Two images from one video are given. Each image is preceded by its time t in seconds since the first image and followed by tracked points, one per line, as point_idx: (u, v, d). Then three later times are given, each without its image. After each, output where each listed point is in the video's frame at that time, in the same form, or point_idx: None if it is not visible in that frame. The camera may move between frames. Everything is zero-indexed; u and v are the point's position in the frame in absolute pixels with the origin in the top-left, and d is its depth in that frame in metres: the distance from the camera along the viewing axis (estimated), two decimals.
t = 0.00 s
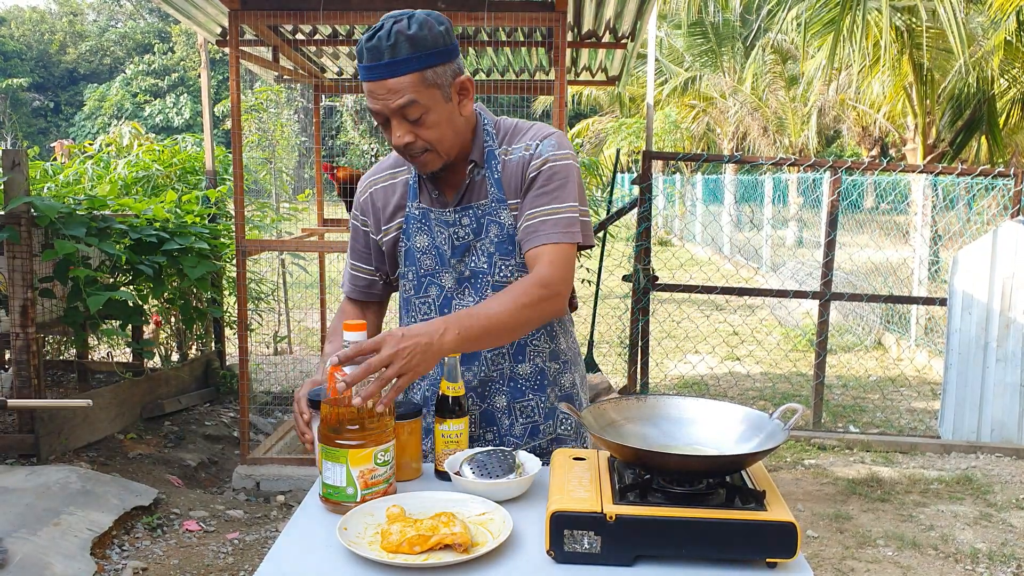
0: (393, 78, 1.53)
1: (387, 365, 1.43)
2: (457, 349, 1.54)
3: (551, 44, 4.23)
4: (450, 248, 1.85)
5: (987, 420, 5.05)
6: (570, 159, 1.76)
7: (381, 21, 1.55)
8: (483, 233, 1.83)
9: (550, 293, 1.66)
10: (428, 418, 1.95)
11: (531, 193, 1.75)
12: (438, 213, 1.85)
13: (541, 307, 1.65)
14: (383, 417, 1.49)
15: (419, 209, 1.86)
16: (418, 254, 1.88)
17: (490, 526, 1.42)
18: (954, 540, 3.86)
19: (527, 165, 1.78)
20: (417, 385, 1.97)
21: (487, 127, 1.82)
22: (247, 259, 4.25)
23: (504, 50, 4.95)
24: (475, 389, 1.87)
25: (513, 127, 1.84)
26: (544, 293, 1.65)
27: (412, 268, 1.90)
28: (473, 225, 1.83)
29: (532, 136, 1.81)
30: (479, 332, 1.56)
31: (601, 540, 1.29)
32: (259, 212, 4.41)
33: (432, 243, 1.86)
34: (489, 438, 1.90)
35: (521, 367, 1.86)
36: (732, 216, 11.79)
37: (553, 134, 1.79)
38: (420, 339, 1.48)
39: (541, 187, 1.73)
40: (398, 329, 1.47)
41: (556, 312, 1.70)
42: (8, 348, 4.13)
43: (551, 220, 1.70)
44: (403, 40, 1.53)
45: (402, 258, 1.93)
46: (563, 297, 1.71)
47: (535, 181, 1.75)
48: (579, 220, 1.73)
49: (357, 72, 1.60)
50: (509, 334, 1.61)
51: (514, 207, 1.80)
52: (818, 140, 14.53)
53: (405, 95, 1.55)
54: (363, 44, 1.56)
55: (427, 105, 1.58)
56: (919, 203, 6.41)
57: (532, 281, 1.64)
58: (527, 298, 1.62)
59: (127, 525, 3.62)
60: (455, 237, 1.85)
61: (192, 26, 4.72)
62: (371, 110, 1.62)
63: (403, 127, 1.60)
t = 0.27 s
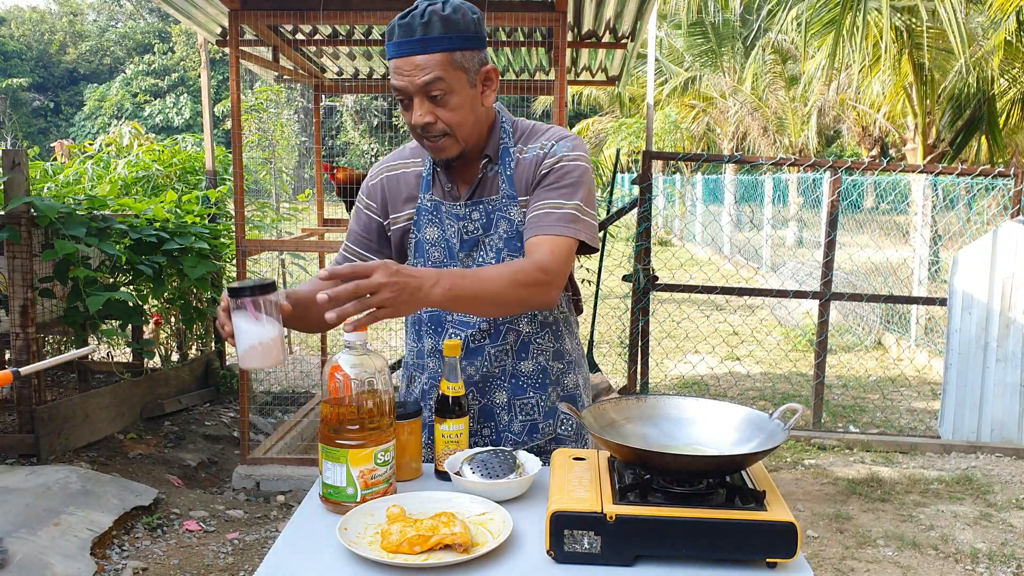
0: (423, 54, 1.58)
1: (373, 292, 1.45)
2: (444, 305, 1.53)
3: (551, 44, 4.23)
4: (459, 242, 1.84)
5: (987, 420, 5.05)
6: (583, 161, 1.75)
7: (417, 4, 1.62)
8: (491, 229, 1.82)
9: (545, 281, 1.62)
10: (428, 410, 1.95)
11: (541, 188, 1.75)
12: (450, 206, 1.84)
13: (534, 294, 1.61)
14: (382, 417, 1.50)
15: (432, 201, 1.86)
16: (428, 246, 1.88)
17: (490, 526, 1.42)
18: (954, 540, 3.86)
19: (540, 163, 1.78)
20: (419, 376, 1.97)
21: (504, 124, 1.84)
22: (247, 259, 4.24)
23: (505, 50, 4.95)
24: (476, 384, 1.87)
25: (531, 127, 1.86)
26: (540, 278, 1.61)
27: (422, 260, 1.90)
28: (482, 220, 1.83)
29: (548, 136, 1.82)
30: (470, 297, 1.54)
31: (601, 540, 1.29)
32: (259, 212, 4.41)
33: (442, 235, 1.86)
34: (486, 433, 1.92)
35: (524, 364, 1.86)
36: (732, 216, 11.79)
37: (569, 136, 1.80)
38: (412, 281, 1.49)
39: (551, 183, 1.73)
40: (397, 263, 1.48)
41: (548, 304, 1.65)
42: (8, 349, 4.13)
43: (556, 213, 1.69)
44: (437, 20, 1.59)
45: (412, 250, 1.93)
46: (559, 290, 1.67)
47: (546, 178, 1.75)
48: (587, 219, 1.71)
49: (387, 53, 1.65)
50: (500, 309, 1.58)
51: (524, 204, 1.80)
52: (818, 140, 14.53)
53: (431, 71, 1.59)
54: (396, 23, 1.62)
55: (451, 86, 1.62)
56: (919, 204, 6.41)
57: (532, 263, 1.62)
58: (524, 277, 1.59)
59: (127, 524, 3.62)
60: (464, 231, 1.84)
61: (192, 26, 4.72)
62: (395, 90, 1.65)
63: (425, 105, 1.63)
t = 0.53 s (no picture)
0: (423, 46, 1.59)
1: (285, 278, 1.45)
2: (370, 292, 1.52)
3: (551, 44, 4.24)
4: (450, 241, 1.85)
5: (987, 420, 5.05)
6: (568, 160, 1.73)
7: None
8: (482, 228, 1.83)
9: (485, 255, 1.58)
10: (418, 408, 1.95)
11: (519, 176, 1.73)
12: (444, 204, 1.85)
13: (472, 270, 1.57)
14: (382, 417, 1.50)
15: (429, 199, 1.87)
16: (423, 242, 1.89)
17: (490, 526, 1.42)
18: (954, 540, 3.86)
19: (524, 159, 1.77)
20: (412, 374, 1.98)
21: (502, 125, 1.83)
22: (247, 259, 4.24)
23: (505, 50, 4.95)
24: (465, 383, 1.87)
25: (527, 128, 1.84)
26: (478, 254, 1.57)
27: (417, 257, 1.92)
28: (472, 220, 1.83)
29: (540, 137, 1.80)
30: (399, 279, 1.53)
31: (601, 540, 1.29)
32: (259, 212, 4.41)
33: (436, 234, 1.87)
34: (477, 433, 1.92)
35: (513, 364, 1.86)
36: (732, 216, 11.78)
37: (559, 138, 1.78)
38: (330, 268, 1.49)
39: (530, 172, 1.71)
40: (314, 248, 1.48)
41: (492, 281, 1.61)
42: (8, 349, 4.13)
43: (522, 196, 1.66)
44: (440, 12, 1.60)
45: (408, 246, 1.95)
46: (505, 267, 1.62)
47: (526, 169, 1.73)
48: (550, 207, 1.66)
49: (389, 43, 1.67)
50: (437, 289, 1.57)
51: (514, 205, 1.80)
52: (818, 139, 14.53)
53: (431, 62, 1.59)
54: (400, 14, 1.63)
55: (449, 77, 1.62)
56: (919, 204, 6.42)
57: (468, 239, 1.58)
58: (458, 253, 1.56)
59: (127, 524, 3.62)
60: (453, 231, 1.84)
61: (192, 26, 4.72)
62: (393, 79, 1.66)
63: (423, 96, 1.63)
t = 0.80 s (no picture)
0: (417, 38, 1.61)
1: (305, 296, 1.47)
2: (386, 307, 1.53)
3: (551, 44, 4.24)
4: (447, 244, 1.84)
5: (987, 420, 5.04)
6: (569, 162, 1.73)
7: None
8: (479, 230, 1.82)
9: (499, 266, 1.59)
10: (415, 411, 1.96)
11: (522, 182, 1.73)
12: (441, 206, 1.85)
13: (485, 281, 1.58)
14: (383, 417, 1.50)
15: (426, 201, 1.87)
16: (421, 244, 1.89)
17: (490, 526, 1.42)
18: (954, 540, 3.86)
19: (525, 162, 1.77)
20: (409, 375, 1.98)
21: (498, 126, 1.83)
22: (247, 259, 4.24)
23: (505, 50, 4.95)
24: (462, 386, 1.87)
25: (525, 130, 1.85)
26: (490, 266, 1.58)
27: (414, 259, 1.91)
28: (470, 222, 1.82)
29: (540, 139, 1.81)
30: (416, 293, 1.54)
31: (601, 540, 1.29)
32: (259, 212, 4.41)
33: (433, 236, 1.86)
34: (474, 435, 1.92)
35: (510, 367, 1.86)
36: (732, 216, 11.78)
37: (559, 139, 1.79)
38: (349, 283, 1.50)
39: (533, 177, 1.71)
40: (334, 264, 1.49)
41: (504, 291, 1.61)
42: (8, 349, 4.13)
43: (526, 202, 1.66)
44: (436, 6, 1.62)
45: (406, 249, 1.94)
46: (517, 277, 1.62)
47: (529, 173, 1.73)
48: (555, 213, 1.67)
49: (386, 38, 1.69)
50: (453, 302, 1.57)
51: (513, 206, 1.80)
52: (818, 139, 14.53)
53: (425, 55, 1.61)
54: (398, 9, 1.65)
55: (442, 71, 1.62)
56: (919, 204, 6.42)
57: (481, 250, 1.59)
58: (472, 265, 1.56)
59: (127, 524, 3.62)
60: (451, 233, 1.83)
61: (192, 26, 4.72)
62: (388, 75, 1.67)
63: (416, 89, 1.64)
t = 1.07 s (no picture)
0: (421, 30, 1.62)
1: (325, 298, 1.43)
2: (401, 306, 1.52)
3: (551, 44, 4.24)
4: (452, 243, 1.83)
5: (987, 420, 5.04)
6: (573, 160, 1.74)
7: None
8: (484, 230, 1.82)
9: (511, 266, 1.60)
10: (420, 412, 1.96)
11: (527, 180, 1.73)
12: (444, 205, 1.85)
13: (496, 280, 1.58)
14: (382, 417, 1.50)
15: (428, 201, 1.87)
16: (424, 245, 1.88)
17: (490, 526, 1.42)
18: (954, 540, 3.86)
19: (529, 160, 1.77)
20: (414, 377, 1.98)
21: (499, 124, 1.83)
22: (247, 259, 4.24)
23: (505, 50, 4.95)
24: (468, 386, 1.87)
25: (527, 129, 1.85)
26: (502, 265, 1.58)
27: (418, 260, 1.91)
28: (474, 221, 1.82)
29: (543, 137, 1.81)
30: (431, 293, 1.53)
31: (601, 540, 1.29)
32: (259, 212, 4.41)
33: (437, 236, 1.86)
34: (480, 436, 1.92)
35: (516, 366, 1.86)
36: (732, 216, 11.78)
37: (562, 137, 1.79)
38: (366, 284, 1.48)
39: (538, 174, 1.71)
40: (351, 265, 1.47)
41: (514, 289, 1.62)
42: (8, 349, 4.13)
43: (533, 201, 1.66)
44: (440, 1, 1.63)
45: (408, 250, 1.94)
46: (527, 275, 1.63)
47: (534, 171, 1.73)
48: (561, 211, 1.67)
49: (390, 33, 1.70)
50: (467, 300, 1.57)
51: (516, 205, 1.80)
52: (818, 139, 14.53)
53: (429, 48, 1.61)
54: (403, 4, 1.67)
55: (445, 65, 1.63)
56: (919, 204, 6.42)
57: (493, 248, 1.59)
58: (486, 264, 1.57)
59: (127, 524, 3.62)
60: (456, 231, 1.83)
61: (192, 26, 4.71)
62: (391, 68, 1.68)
63: (419, 82, 1.64)
